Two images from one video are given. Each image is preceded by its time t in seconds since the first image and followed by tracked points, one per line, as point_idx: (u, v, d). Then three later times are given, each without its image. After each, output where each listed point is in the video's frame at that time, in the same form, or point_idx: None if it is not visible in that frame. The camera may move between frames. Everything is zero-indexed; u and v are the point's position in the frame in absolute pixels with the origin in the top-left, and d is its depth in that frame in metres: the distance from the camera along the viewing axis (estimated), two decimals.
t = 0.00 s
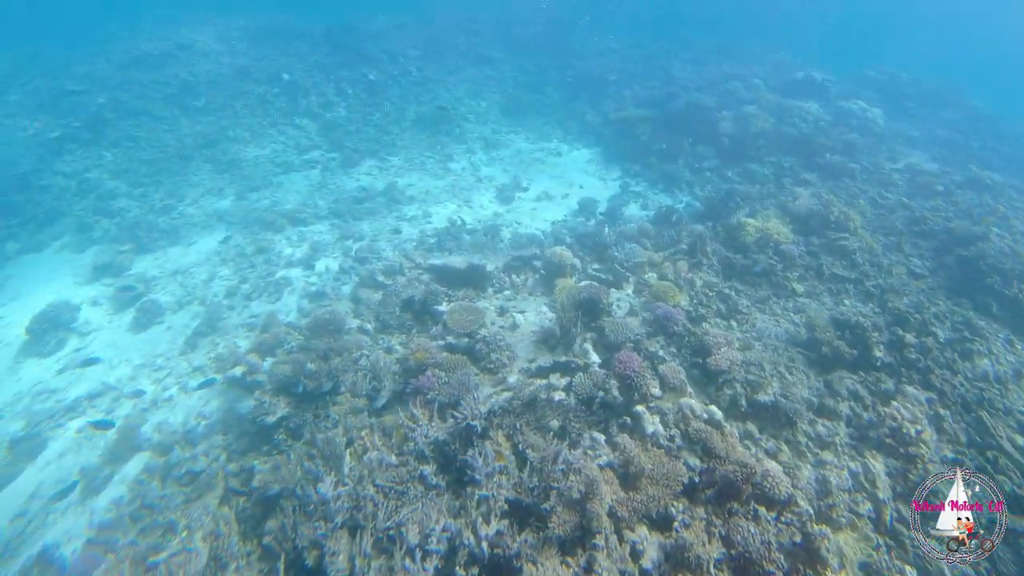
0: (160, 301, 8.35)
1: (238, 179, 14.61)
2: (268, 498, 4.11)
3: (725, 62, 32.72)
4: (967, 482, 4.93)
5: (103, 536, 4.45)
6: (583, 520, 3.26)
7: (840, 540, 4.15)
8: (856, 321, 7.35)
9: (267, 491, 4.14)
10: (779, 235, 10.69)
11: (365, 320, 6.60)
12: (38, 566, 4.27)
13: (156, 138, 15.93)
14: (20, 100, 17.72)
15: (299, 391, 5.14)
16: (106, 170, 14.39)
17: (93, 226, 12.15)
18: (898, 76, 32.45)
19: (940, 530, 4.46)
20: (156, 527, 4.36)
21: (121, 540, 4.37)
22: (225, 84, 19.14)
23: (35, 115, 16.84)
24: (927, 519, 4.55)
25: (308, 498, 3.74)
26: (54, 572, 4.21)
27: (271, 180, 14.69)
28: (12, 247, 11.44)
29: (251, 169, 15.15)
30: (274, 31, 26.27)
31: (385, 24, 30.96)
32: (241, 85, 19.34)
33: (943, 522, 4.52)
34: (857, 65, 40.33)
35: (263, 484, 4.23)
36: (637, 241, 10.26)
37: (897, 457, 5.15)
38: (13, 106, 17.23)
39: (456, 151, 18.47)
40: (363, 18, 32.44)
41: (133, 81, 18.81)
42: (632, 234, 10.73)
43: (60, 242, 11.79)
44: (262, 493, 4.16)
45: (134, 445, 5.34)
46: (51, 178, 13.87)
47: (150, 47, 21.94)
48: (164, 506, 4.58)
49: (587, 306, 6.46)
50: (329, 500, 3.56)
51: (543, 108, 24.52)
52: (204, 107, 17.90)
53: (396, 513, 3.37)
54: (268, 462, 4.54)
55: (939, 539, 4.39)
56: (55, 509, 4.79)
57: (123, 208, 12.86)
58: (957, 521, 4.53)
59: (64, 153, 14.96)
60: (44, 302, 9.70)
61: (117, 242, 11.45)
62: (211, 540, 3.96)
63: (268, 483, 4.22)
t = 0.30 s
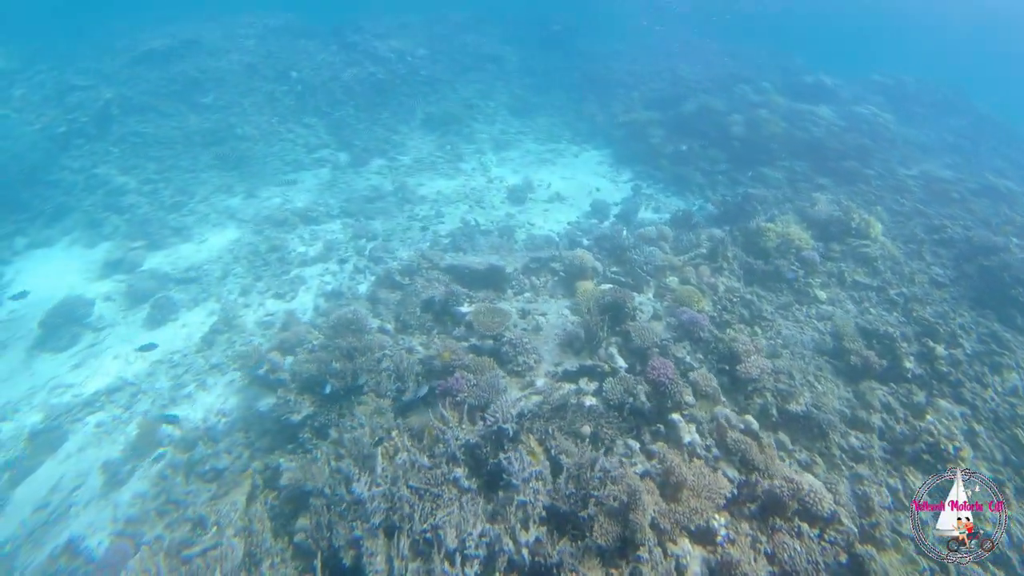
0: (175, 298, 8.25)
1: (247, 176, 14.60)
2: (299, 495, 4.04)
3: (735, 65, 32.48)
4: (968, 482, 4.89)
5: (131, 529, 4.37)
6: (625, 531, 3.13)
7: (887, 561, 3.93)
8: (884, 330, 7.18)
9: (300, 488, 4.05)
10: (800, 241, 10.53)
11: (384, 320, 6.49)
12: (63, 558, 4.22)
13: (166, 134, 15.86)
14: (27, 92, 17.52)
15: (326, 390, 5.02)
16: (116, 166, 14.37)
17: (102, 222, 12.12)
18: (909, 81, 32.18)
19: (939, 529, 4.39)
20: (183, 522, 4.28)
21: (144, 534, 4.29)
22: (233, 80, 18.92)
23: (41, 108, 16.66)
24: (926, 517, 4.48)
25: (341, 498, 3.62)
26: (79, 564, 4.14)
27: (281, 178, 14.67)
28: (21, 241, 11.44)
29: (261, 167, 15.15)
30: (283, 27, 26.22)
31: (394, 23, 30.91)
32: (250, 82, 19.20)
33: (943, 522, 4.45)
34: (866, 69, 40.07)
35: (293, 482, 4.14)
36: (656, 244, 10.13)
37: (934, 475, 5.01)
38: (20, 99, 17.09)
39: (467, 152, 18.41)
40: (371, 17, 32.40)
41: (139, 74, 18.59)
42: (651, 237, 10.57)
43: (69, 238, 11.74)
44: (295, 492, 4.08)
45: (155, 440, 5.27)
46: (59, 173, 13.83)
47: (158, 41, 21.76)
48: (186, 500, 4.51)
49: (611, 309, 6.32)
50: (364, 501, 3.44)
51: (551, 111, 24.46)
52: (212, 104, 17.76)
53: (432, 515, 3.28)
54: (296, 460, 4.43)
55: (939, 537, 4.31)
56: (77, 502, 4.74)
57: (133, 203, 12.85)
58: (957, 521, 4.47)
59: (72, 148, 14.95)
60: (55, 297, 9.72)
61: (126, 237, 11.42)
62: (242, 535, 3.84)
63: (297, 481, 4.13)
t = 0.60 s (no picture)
0: (199, 300, 8.13)
1: (263, 178, 14.80)
2: (338, 495, 3.99)
3: (749, 67, 32.05)
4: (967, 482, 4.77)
5: (169, 525, 4.36)
6: (677, 545, 3.04)
7: None
8: (921, 339, 6.95)
9: (340, 489, 3.98)
10: (827, 245, 10.32)
11: (409, 321, 6.43)
12: (100, 551, 4.26)
13: (181, 136, 16.08)
14: (42, 87, 17.54)
15: (362, 391, 5.00)
16: (132, 166, 14.59)
17: (120, 222, 12.21)
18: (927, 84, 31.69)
19: (940, 530, 4.18)
20: (219, 520, 4.25)
21: (178, 532, 4.29)
22: (246, 79, 18.83)
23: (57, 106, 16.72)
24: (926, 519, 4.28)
25: (378, 500, 3.55)
26: (117, 560, 4.14)
27: (296, 180, 14.77)
28: (41, 240, 11.54)
29: (275, 169, 15.31)
30: (298, 28, 26.36)
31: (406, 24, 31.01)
32: (263, 81, 19.18)
33: (944, 522, 4.24)
34: (881, 71, 39.59)
35: (330, 482, 4.11)
36: (680, 248, 9.96)
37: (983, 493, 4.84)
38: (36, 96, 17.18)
39: (481, 154, 18.42)
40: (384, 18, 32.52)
41: (153, 73, 18.59)
42: (674, 240, 10.43)
43: (88, 237, 11.81)
44: (332, 492, 4.03)
45: (186, 439, 5.29)
46: (75, 173, 13.95)
47: (173, 41, 21.84)
48: (221, 498, 4.50)
49: (642, 314, 6.23)
50: (408, 503, 3.37)
51: (563, 113, 24.38)
52: (226, 104, 17.81)
53: (476, 521, 3.22)
54: (331, 461, 4.40)
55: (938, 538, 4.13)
56: (111, 499, 4.76)
57: (151, 204, 13.01)
58: (957, 521, 4.26)
59: (87, 148, 15.04)
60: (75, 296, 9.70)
61: (143, 236, 11.52)
62: (280, 529, 3.84)
63: (334, 480, 4.08)
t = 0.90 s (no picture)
0: (206, 301, 7.98)
1: (265, 179, 14.65)
2: (362, 498, 3.90)
3: (749, 71, 32.08)
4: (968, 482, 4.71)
5: (192, 526, 4.25)
6: (716, 559, 2.97)
7: None
8: (939, 347, 6.89)
9: (365, 494, 3.91)
10: (837, 250, 10.36)
11: (422, 323, 6.33)
12: (123, 550, 4.20)
13: (180, 136, 16.08)
14: (39, 86, 17.33)
15: (386, 396, 4.86)
16: (131, 167, 14.49)
17: (122, 223, 12.05)
18: (924, 89, 31.98)
19: (939, 529, 4.06)
20: (242, 522, 4.11)
21: (199, 533, 4.18)
22: (246, 79, 18.66)
23: (54, 105, 16.53)
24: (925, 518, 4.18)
25: (408, 505, 3.55)
26: (141, 561, 4.06)
27: (298, 181, 14.60)
28: (41, 240, 11.39)
29: (276, 170, 15.28)
30: (296, 28, 26.25)
31: (405, 25, 30.92)
32: (263, 82, 19.00)
33: (943, 522, 4.14)
34: (877, 74, 39.93)
35: (353, 486, 4.02)
36: (689, 252, 9.96)
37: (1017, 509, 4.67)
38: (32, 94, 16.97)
39: (484, 155, 18.40)
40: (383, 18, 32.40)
41: (150, 71, 18.28)
42: (685, 244, 10.38)
43: (89, 237, 11.62)
44: (354, 494, 3.96)
45: (202, 441, 5.19)
46: (74, 173, 13.82)
47: (171, 40, 21.62)
48: (242, 500, 4.37)
49: (659, 320, 6.19)
50: (439, 509, 3.36)
51: (565, 117, 24.37)
52: (225, 104, 17.70)
53: (508, 528, 3.18)
54: (352, 465, 4.33)
55: (938, 537, 4.00)
56: (128, 502, 4.67)
57: (152, 205, 12.85)
58: (957, 521, 4.17)
59: (85, 148, 14.89)
60: (79, 297, 9.58)
61: (145, 236, 11.40)
62: (308, 532, 3.75)
63: (356, 483, 4.03)
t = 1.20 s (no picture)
0: (223, 304, 7.92)
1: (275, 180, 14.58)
2: (400, 503, 3.87)
3: (754, 74, 31.99)
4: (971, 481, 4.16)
5: (230, 527, 4.25)
6: None
7: None
8: (969, 357, 6.77)
9: (403, 499, 3.87)
10: (855, 255, 10.33)
11: (444, 327, 6.28)
12: (160, 548, 4.23)
13: (187, 138, 15.94)
14: (46, 90, 17.29)
15: (416, 400, 4.77)
16: (141, 168, 14.32)
17: (134, 226, 11.89)
18: (928, 92, 31.97)
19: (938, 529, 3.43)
20: (278, 525, 4.05)
21: (236, 533, 4.17)
22: (253, 83, 18.66)
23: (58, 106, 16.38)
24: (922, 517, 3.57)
25: (447, 510, 3.52)
26: (180, 561, 4.06)
27: (308, 183, 14.39)
28: (53, 244, 11.39)
29: (286, 171, 15.04)
30: (302, 30, 26.26)
31: (410, 27, 30.86)
32: (269, 85, 18.95)
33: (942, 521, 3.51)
34: (880, 76, 39.88)
35: (388, 490, 3.98)
36: (707, 256, 9.88)
37: None
38: (38, 97, 16.87)
39: (493, 158, 18.40)
40: (388, 21, 32.35)
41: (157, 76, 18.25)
42: (702, 248, 10.25)
43: (100, 240, 11.55)
44: (390, 499, 3.91)
45: (230, 443, 5.19)
46: (82, 175, 13.76)
47: (177, 43, 21.57)
48: (276, 503, 4.33)
49: (687, 325, 6.06)
50: (482, 515, 3.31)
51: (572, 121, 24.34)
52: (232, 107, 17.66)
53: (551, 536, 3.13)
54: (386, 469, 4.30)
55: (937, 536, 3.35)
56: (159, 503, 4.72)
57: (162, 207, 12.58)
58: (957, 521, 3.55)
59: (92, 151, 14.85)
60: (95, 300, 9.47)
61: (157, 239, 11.29)
62: (346, 532, 3.69)
63: (392, 487, 3.98)
